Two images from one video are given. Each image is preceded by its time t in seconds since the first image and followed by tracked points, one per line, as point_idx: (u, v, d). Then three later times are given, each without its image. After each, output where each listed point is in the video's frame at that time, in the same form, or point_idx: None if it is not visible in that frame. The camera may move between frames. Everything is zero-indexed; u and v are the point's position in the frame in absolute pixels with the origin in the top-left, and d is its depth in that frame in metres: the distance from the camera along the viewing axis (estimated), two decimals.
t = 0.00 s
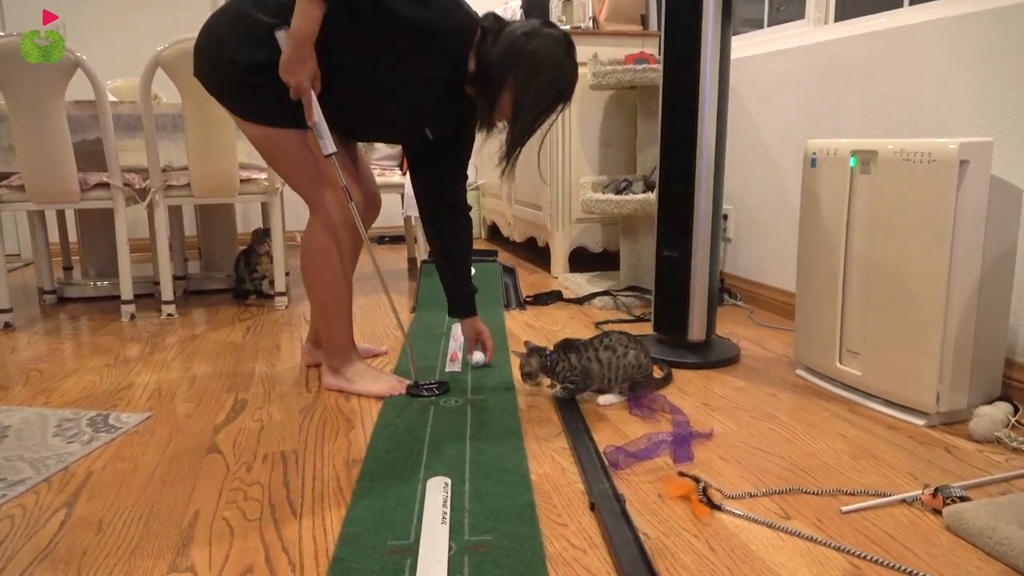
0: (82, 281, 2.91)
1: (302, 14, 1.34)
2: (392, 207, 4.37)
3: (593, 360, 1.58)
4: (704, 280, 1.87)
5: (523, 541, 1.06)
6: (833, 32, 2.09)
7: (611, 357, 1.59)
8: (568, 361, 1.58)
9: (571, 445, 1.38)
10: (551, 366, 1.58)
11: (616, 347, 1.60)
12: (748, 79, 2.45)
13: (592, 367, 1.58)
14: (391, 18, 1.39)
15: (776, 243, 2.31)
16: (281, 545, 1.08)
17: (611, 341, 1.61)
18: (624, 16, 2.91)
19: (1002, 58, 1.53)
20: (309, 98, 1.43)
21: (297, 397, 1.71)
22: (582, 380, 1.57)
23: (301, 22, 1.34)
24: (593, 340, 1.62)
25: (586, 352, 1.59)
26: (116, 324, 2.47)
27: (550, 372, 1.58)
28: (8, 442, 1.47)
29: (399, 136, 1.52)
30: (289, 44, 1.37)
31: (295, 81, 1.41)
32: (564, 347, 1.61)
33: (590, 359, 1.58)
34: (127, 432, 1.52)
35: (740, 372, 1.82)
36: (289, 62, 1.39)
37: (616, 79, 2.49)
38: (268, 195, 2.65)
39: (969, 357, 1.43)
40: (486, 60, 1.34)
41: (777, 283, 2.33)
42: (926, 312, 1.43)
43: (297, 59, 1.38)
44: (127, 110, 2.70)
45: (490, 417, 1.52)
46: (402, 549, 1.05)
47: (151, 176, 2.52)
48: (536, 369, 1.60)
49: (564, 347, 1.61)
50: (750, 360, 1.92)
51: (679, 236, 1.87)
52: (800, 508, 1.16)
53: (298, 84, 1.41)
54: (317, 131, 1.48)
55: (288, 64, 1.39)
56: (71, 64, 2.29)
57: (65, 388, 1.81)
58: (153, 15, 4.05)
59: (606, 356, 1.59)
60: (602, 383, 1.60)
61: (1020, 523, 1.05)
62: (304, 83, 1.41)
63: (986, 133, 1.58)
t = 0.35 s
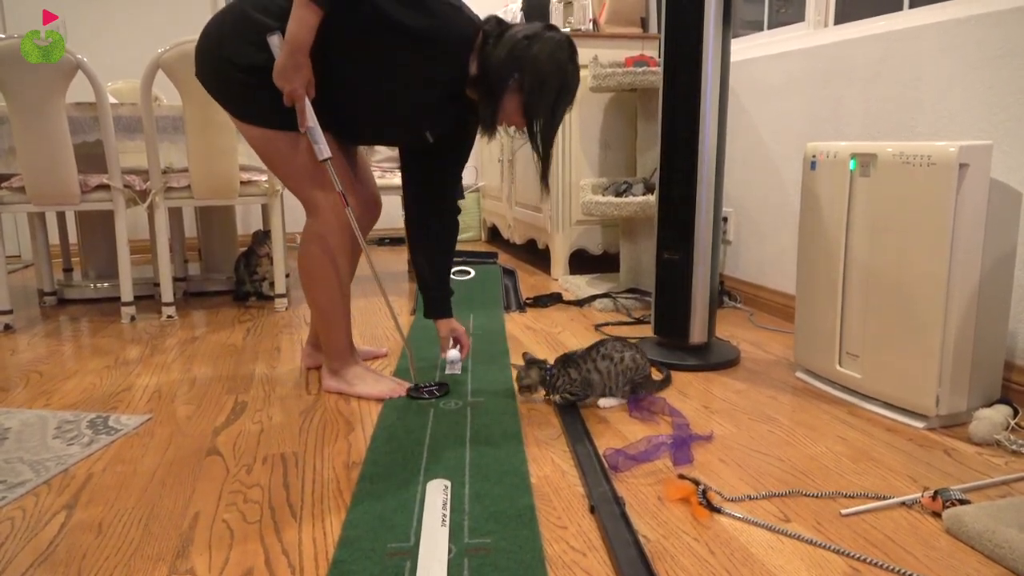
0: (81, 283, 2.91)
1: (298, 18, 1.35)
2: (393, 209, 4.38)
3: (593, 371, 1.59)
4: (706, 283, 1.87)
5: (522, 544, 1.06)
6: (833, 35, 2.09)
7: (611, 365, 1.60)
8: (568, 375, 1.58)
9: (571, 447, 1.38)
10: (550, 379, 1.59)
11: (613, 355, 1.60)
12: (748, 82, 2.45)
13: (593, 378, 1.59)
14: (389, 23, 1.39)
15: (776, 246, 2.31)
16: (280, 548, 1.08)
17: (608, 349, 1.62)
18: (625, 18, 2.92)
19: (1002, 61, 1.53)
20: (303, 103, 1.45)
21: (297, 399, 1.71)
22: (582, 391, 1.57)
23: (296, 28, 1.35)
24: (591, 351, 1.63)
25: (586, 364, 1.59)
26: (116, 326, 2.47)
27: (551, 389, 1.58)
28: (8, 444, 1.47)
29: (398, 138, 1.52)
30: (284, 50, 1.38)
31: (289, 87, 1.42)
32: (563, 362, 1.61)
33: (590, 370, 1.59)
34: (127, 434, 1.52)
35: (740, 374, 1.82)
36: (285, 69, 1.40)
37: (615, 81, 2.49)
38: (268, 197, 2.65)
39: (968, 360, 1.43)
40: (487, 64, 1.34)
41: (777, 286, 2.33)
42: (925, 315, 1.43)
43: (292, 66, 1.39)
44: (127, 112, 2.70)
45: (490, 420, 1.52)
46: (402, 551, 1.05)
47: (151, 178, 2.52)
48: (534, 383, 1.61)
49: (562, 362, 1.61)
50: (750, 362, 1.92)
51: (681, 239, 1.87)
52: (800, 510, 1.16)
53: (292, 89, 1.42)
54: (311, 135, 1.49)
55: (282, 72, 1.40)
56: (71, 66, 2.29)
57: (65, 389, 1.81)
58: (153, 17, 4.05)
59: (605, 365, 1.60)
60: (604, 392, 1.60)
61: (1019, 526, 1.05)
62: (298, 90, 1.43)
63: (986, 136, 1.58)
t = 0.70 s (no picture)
0: (81, 285, 2.90)
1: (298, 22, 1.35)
2: (393, 211, 4.38)
3: (592, 372, 1.58)
4: (707, 285, 1.88)
5: (522, 545, 1.06)
6: (832, 36, 2.10)
7: (609, 366, 1.59)
8: (568, 376, 1.57)
9: (570, 449, 1.38)
10: (550, 380, 1.58)
11: (611, 356, 1.60)
12: (747, 83, 2.45)
13: (592, 380, 1.58)
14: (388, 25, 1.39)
15: (776, 248, 2.31)
16: (279, 549, 1.08)
17: (606, 351, 1.62)
18: (624, 19, 2.92)
19: (1001, 62, 1.53)
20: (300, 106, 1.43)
21: (297, 400, 1.71)
22: (582, 392, 1.56)
23: (295, 31, 1.35)
24: (589, 352, 1.62)
25: (584, 366, 1.59)
26: (115, 328, 2.46)
27: (551, 391, 1.57)
28: (7, 445, 1.47)
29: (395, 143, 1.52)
30: (281, 52, 1.36)
31: (285, 91, 1.41)
32: (563, 363, 1.61)
33: (589, 372, 1.58)
34: (126, 436, 1.52)
35: (740, 376, 1.82)
36: (281, 72, 1.38)
37: (615, 82, 2.50)
38: (268, 199, 2.65)
39: (968, 361, 1.43)
40: (481, 68, 1.34)
41: (777, 287, 2.33)
42: (925, 316, 1.42)
43: (289, 69, 1.38)
44: (127, 113, 2.71)
45: (490, 421, 1.52)
46: (401, 553, 1.05)
47: (151, 179, 2.52)
48: (533, 383, 1.60)
49: (560, 363, 1.60)
50: (749, 363, 1.92)
51: (681, 240, 1.87)
52: (799, 511, 1.16)
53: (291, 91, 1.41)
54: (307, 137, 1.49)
55: (280, 75, 1.39)
56: (70, 67, 2.29)
57: (64, 391, 1.81)
58: (153, 19, 4.05)
59: (603, 367, 1.59)
60: (603, 393, 1.60)
61: (1019, 528, 1.05)
62: (295, 92, 1.41)
63: (985, 137, 1.58)
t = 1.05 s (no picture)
0: (80, 286, 2.90)
1: (292, 25, 1.35)
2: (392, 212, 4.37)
3: (592, 375, 1.59)
4: (707, 286, 1.88)
5: (521, 547, 1.06)
6: (830, 38, 2.10)
7: (609, 370, 1.60)
8: (569, 378, 1.57)
9: (570, 450, 1.38)
10: (550, 380, 1.58)
11: (610, 359, 1.61)
12: (746, 84, 2.45)
13: (592, 384, 1.58)
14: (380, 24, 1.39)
15: (775, 249, 2.31)
16: (279, 550, 1.08)
17: (605, 354, 1.62)
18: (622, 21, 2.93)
19: (1000, 63, 1.53)
20: (296, 110, 1.44)
21: (296, 402, 1.71)
22: (581, 395, 1.57)
23: (288, 33, 1.36)
24: (590, 355, 1.62)
25: (585, 369, 1.59)
26: (115, 329, 2.46)
27: (551, 393, 1.57)
28: (6, 447, 1.47)
29: (392, 142, 1.52)
30: (274, 56, 1.38)
31: (280, 94, 1.42)
32: (565, 365, 1.60)
33: (589, 376, 1.58)
34: (125, 437, 1.52)
35: (739, 377, 1.82)
36: (275, 76, 1.40)
37: (614, 84, 2.50)
38: (266, 201, 2.65)
39: (967, 362, 1.44)
40: (475, 68, 1.35)
41: (776, 288, 2.33)
42: (924, 317, 1.43)
43: (282, 72, 1.39)
44: (126, 115, 2.71)
45: (489, 422, 1.52)
46: (400, 554, 1.05)
47: (150, 181, 2.52)
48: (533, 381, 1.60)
49: (561, 364, 1.60)
50: (748, 364, 1.92)
51: (681, 241, 1.87)
52: (799, 512, 1.16)
53: (285, 93, 1.42)
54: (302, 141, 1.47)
55: (273, 79, 1.40)
56: (69, 68, 2.29)
57: (64, 393, 1.81)
58: (153, 20, 4.05)
59: (603, 369, 1.60)
60: (603, 395, 1.60)
61: (1019, 528, 1.05)
62: (289, 95, 1.42)
63: (984, 138, 1.58)
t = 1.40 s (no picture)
0: (79, 289, 2.90)
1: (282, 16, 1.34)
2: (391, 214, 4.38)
3: (591, 377, 1.58)
4: (708, 288, 1.89)
5: (521, 548, 1.06)
6: (829, 38, 2.10)
7: (608, 371, 1.60)
8: (569, 380, 1.57)
9: (570, 451, 1.38)
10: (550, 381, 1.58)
11: (609, 360, 1.61)
12: (746, 84, 2.45)
13: (592, 385, 1.58)
14: None
15: (774, 250, 2.31)
16: (279, 552, 1.08)
17: (604, 355, 1.62)
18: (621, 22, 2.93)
19: (999, 63, 1.54)
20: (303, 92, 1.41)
21: (296, 404, 1.70)
22: (581, 397, 1.57)
23: (275, 20, 1.34)
24: (589, 356, 1.62)
25: (584, 370, 1.59)
26: (114, 331, 2.46)
27: (550, 394, 1.58)
28: (6, 449, 1.46)
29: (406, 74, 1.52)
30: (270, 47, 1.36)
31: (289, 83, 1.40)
32: (565, 366, 1.61)
33: (588, 377, 1.58)
34: (125, 440, 1.52)
35: (738, 378, 1.82)
36: (278, 64, 1.38)
37: (613, 85, 2.50)
38: (266, 203, 2.65)
39: (967, 363, 1.44)
40: None
41: (776, 289, 2.32)
42: (924, 318, 1.43)
43: (283, 61, 1.37)
44: (125, 117, 2.71)
45: (489, 423, 1.52)
46: (401, 555, 1.05)
47: (149, 183, 2.52)
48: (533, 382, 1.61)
49: (561, 365, 1.61)
50: (748, 365, 1.92)
51: (682, 242, 1.88)
52: (799, 512, 1.16)
53: (292, 81, 1.40)
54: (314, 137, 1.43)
55: (277, 65, 1.38)
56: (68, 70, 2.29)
57: (63, 395, 1.81)
58: (152, 23, 4.06)
59: (602, 370, 1.60)
60: (603, 397, 1.60)
61: (1019, 528, 1.05)
62: (297, 81, 1.40)
63: (984, 139, 1.59)
